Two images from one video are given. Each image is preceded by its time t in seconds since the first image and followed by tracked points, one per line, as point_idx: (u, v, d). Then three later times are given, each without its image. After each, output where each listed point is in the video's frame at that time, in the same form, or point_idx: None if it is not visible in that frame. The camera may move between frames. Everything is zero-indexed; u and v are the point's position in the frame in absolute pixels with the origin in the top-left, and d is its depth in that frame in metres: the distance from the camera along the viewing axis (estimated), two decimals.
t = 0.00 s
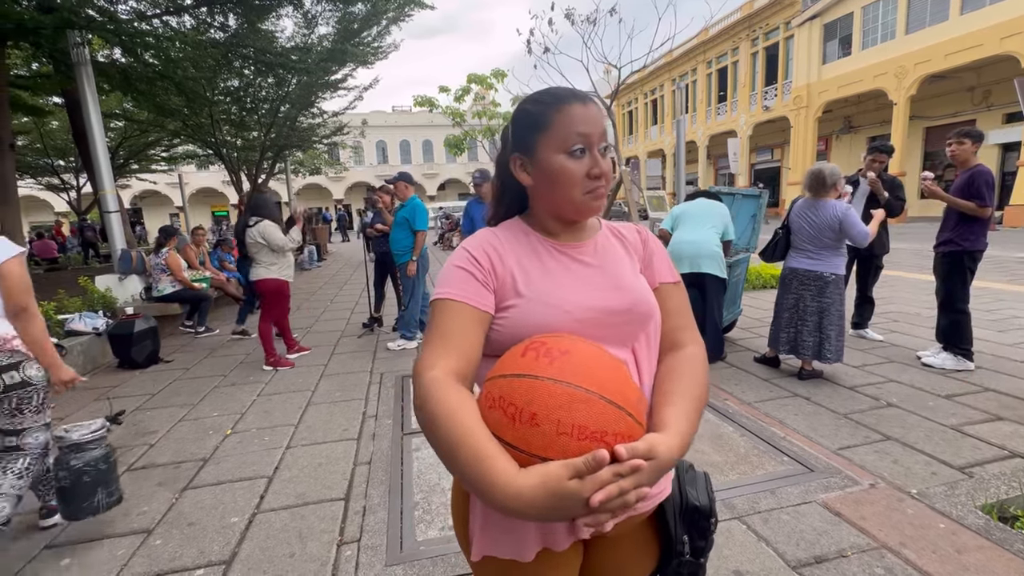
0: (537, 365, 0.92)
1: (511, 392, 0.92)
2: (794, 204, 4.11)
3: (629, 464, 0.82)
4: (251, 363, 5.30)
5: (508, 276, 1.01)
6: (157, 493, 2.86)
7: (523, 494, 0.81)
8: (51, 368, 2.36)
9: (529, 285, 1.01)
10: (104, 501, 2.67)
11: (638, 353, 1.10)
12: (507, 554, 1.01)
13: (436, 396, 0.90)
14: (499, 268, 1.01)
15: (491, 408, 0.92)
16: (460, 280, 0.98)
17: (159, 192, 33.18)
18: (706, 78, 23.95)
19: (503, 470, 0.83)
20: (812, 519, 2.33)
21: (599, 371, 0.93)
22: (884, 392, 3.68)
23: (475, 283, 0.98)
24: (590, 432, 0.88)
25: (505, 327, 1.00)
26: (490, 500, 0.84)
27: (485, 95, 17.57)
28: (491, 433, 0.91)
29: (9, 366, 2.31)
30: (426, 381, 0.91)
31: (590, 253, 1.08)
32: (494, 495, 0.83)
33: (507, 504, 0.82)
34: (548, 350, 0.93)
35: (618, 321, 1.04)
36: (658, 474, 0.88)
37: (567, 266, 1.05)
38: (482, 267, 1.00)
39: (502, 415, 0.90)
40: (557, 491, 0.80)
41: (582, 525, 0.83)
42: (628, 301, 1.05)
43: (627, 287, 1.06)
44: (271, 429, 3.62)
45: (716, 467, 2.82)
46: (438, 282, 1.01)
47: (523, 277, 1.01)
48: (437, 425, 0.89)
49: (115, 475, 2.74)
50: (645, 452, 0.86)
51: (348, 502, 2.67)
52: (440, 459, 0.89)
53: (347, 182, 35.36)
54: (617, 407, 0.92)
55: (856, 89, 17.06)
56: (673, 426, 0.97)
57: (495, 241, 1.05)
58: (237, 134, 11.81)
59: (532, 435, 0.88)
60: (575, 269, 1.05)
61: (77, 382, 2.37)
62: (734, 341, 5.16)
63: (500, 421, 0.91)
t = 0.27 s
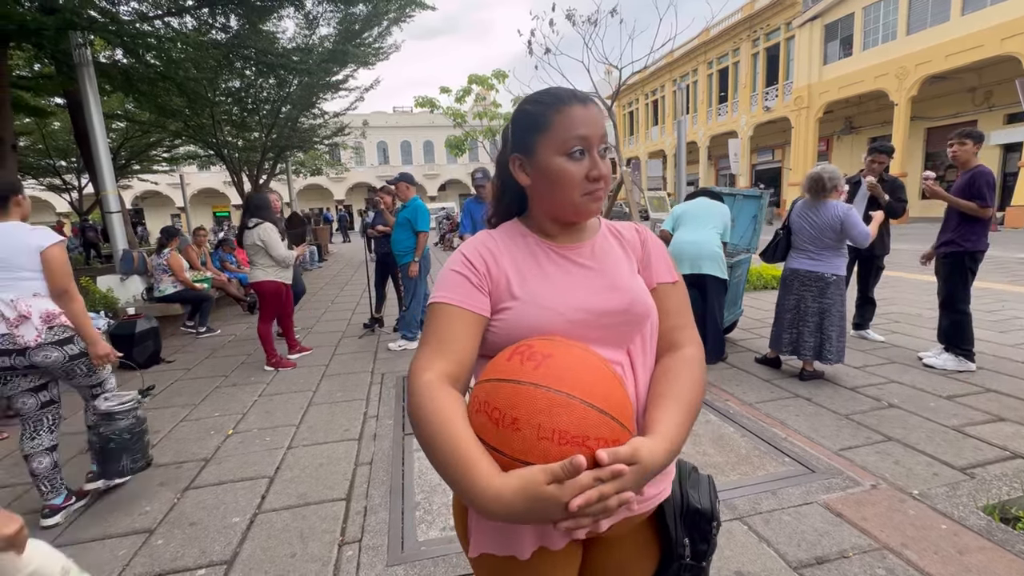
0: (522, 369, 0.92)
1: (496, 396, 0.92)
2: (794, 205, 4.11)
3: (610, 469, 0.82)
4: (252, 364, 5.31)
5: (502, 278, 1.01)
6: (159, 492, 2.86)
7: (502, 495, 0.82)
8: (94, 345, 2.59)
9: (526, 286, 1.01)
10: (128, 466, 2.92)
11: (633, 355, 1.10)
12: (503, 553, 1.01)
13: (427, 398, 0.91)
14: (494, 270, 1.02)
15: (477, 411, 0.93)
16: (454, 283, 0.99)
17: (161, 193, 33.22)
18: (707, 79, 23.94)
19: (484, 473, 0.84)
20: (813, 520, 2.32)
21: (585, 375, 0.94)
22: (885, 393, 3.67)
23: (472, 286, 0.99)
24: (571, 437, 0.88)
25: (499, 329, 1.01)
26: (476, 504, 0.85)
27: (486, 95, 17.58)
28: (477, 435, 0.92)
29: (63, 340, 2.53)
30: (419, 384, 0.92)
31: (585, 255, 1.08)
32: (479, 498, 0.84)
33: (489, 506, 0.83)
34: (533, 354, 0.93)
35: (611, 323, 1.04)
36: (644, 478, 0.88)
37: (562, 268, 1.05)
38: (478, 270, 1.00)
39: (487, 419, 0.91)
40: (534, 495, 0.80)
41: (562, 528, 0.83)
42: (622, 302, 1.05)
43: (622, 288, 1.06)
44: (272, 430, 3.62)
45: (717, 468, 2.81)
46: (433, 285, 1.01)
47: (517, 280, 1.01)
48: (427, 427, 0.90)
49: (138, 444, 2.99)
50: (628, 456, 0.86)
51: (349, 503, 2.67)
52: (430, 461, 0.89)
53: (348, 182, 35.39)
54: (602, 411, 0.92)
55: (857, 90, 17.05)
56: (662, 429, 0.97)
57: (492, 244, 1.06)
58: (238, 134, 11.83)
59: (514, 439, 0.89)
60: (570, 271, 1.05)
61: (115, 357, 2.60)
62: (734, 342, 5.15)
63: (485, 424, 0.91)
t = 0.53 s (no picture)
0: (521, 367, 0.93)
1: (494, 394, 0.93)
2: (794, 206, 4.11)
3: (608, 464, 0.82)
4: (253, 364, 5.31)
5: (503, 280, 1.02)
6: (160, 492, 2.87)
7: (499, 491, 0.82)
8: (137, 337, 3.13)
9: (526, 290, 1.01)
10: (161, 445, 3.20)
11: (634, 354, 1.11)
12: (505, 556, 1.02)
13: (426, 398, 0.91)
14: (495, 273, 1.02)
15: (475, 409, 0.94)
16: (455, 286, 0.99)
17: (162, 193, 33.29)
18: (708, 80, 23.95)
19: (482, 470, 0.84)
20: (813, 521, 2.33)
21: (583, 372, 0.94)
22: (886, 394, 3.67)
23: (472, 290, 0.99)
24: (569, 433, 0.88)
25: (500, 330, 1.01)
26: (476, 503, 0.85)
27: (487, 96, 17.60)
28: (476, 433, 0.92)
29: (115, 330, 3.06)
30: (419, 385, 0.93)
31: (586, 257, 1.09)
32: (478, 496, 0.84)
33: (487, 503, 0.84)
34: (530, 352, 0.94)
35: (611, 323, 1.05)
36: (644, 475, 0.88)
37: (562, 269, 1.06)
38: (478, 273, 1.01)
39: (485, 416, 0.92)
40: (530, 490, 0.80)
41: (561, 525, 0.83)
42: (621, 302, 1.05)
43: (621, 289, 1.06)
44: (272, 430, 3.62)
45: (717, 469, 2.81)
46: (435, 287, 1.02)
47: (517, 282, 1.02)
48: (428, 427, 0.90)
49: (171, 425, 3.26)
50: (626, 452, 0.86)
51: (349, 503, 2.67)
52: (430, 461, 0.90)
53: (349, 183, 35.45)
54: (600, 408, 0.92)
55: (857, 90, 17.04)
56: (663, 428, 0.98)
57: (493, 246, 1.06)
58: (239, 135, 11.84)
59: (511, 436, 0.89)
60: (570, 272, 1.05)
61: (157, 346, 3.10)
62: (735, 342, 5.15)
63: (484, 422, 0.92)
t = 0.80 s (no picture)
0: (538, 362, 0.93)
1: (511, 388, 0.93)
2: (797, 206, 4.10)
3: (627, 460, 0.83)
4: (254, 364, 5.33)
5: (511, 277, 1.02)
6: (161, 492, 2.88)
7: (517, 486, 0.82)
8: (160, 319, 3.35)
9: (531, 287, 1.02)
10: (198, 413, 3.71)
11: (642, 355, 1.12)
12: (506, 557, 1.02)
13: (438, 391, 0.91)
14: (503, 270, 1.03)
15: (491, 404, 0.94)
16: (464, 281, 1.00)
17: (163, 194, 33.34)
18: (709, 81, 23.95)
19: (500, 463, 0.84)
20: (812, 521, 2.33)
21: (600, 369, 0.95)
22: (886, 395, 3.68)
23: (478, 287, 1.00)
24: (589, 428, 0.89)
25: (509, 328, 1.02)
26: (488, 498, 0.85)
27: (487, 97, 17.62)
28: (492, 428, 0.92)
29: (138, 313, 3.27)
30: (429, 378, 0.93)
31: (593, 256, 1.10)
32: (492, 490, 0.84)
33: (504, 496, 0.83)
34: (548, 348, 0.95)
35: (621, 322, 1.06)
36: (658, 472, 0.89)
37: (569, 268, 1.07)
38: (486, 270, 1.02)
39: (502, 411, 0.92)
40: (552, 484, 0.81)
41: (580, 521, 0.84)
42: (631, 302, 1.06)
43: (630, 289, 1.07)
44: (273, 430, 3.63)
45: (717, 469, 2.82)
46: (444, 283, 1.03)
47: (526, 279, 1.03)
48: (439, 420, 0.90)
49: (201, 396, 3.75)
50: (645, 449, 0.87)
51: (349, 503, 2.68)
52: (441, 455, 0.90)
53: (349, 183, 35.51)
54: (616, 404, 0.93)
55: (858, 92, 17.04)
56: (674, 426, 0.99)
57: (500, 244, 1.07)
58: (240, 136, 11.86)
59: (531, 430, 0.89)
60: (578, 271, 1.06)
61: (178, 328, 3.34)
62: (735, 343, 5.15)
63: (500, 417, 0.92)
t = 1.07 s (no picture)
0: (539, 365, 0.94)
1: (511, 392, 0.94)
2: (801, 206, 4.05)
3: (626, 465, 0.84)
4: (254, 364, 5.33)
5: (511, 276, 1.03)
6: (161, 492, 2.89)
7: (518, 492, 0.83)
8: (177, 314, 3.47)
9: (531, 284, 1.03)
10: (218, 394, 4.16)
11: (640, 357, 1.12)
12: (503, 556, 1.03)
13: (438, 391, 0.92)
14: (503, 269, 1.04)
15: (491, 407, 0.95)
16: (463, 280, 1.00)
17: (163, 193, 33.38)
18: (709, 82, 23.96)
19: (499, 466, 0.85)
20: (811, 522, 2.33)
21: (601, 373, 0.96)
22: (885, 396, 3.68)
23: (478, 285, 1.00)
24: (588, 433, 0.89)
25: (507, 328, 1.02)
26: (487, 498, 0.86)
27: (488, 97, 17.62)
28: (491, 431, 0.93)
29: (155, 308, 3.42)
30: (428, 378, 0.93)
31: (593, 255, 1.10)
32: (490, 492, 0.85)
33: (502, 499, 0.84)
34: (548, 351, 0.95)
35: (621, 323, 1.06)
36: (655, 477, 0.90)
37: (569, 267, 1.07)
38: (486, 267, 1.02)
39: (502, 414, 0.93)
40: (552, 490, 0.82)
41: (578, 524, 0.85)
42: (631, 303, 1.07)
43: (630, 290, 1.08)
44: (273, 430, 3.64)
45: (715, 470, 2.82)
46: (443, 282, 1.03)
47: (525, 279, 1.03)
48: (438, 420, 0.91)
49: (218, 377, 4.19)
50: (643, 454, 0.87)
51: (349, 503, 2.68)
52: (439, 455, 0.91)
53: (349, 183, 35.53)
54: (616, 408, 0.94)
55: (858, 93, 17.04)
56: (673, 429, 0.99)
57: (500, 243, 1.08)
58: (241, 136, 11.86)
59: (531, 435, 0.90)
60: (577, 270, 1.07)
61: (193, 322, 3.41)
62: (735, 344, 5.16)
63: (500, 420, 0.93)
